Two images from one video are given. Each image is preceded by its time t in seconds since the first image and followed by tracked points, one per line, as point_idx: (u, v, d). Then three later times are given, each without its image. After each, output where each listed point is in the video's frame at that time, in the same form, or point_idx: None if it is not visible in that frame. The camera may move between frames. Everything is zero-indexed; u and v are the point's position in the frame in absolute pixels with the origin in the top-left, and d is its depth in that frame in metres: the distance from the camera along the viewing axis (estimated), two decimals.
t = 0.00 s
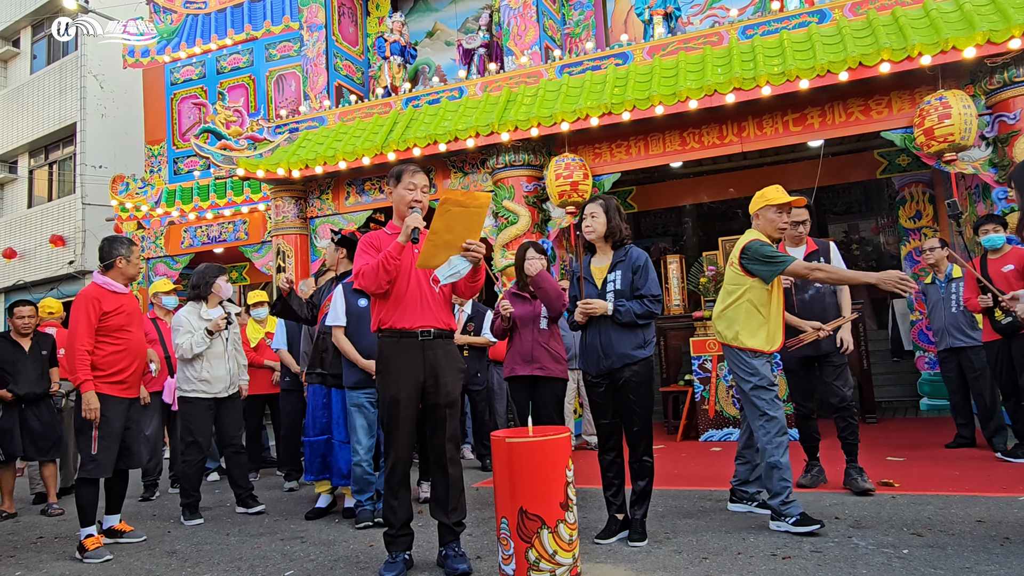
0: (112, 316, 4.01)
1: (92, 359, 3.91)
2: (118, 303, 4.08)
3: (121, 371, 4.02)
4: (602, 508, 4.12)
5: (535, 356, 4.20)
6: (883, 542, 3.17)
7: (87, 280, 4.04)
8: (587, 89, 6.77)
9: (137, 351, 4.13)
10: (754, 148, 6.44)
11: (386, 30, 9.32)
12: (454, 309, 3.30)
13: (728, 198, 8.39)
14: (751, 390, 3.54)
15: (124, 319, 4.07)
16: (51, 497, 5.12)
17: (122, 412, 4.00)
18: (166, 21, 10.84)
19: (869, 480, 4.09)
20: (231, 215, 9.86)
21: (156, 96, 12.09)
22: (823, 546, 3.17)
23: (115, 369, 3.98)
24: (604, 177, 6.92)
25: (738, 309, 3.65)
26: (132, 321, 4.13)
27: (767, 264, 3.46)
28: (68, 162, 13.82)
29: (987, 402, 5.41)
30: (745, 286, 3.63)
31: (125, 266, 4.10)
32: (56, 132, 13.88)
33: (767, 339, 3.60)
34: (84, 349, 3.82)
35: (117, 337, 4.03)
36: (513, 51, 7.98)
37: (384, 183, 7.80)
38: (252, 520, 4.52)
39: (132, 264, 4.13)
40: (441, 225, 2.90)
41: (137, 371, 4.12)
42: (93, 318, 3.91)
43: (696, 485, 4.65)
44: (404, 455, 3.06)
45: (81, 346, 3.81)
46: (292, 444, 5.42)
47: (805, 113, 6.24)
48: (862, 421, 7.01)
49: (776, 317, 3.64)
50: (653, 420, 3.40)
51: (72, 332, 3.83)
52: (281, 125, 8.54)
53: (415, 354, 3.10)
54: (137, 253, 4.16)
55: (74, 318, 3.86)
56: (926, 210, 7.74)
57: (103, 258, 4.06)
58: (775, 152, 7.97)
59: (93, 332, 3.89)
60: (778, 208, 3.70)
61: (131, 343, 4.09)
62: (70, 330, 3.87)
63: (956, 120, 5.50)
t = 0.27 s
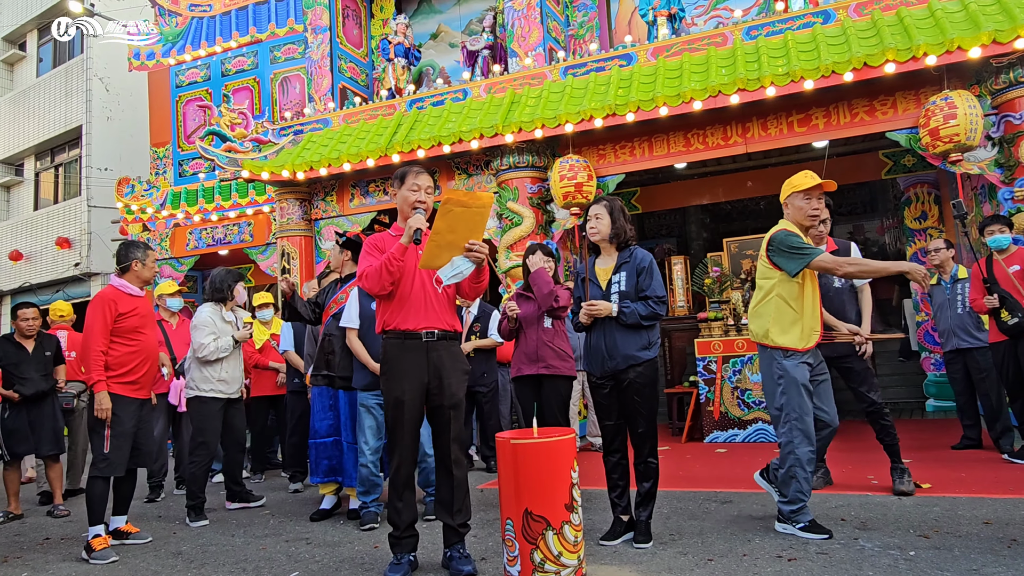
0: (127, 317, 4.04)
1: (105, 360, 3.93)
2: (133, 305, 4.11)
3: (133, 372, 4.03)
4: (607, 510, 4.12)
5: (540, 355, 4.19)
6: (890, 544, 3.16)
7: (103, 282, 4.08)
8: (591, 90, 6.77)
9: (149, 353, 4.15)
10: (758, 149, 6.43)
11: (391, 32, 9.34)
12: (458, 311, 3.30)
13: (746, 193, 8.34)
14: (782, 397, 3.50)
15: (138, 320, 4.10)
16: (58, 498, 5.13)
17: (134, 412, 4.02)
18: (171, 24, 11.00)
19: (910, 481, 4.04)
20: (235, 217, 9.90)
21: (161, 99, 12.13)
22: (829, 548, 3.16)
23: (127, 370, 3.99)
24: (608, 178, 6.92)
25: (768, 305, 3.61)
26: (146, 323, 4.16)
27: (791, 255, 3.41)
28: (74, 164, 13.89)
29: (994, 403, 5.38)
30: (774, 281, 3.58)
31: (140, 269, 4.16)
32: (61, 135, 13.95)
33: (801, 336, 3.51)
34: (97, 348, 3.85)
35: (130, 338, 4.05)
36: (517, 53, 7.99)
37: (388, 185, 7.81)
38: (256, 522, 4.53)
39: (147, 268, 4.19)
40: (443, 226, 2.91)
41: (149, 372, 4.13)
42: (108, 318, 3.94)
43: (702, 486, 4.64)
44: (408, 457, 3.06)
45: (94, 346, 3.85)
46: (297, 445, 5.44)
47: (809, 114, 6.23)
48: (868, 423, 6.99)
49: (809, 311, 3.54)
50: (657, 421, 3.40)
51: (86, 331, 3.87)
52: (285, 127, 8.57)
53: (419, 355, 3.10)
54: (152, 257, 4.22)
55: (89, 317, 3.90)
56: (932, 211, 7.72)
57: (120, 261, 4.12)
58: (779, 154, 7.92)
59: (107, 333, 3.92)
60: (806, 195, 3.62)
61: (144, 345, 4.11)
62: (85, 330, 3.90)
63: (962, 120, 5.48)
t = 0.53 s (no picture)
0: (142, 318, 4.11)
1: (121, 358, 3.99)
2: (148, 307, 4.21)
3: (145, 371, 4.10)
4: (609, 511, 4.13)
5: (544, 355, 4.20)
6: (891, 545, 3.16)
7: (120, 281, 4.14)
8: (594, 91, 6.78)
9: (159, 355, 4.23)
10: (761, 149, 6.43)
11: (394, 34, 9.37)
12: (460, 312, 3.31)
13: (764, 191, 8.27)
14: (802, 395, 3.48)
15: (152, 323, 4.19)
16: (65, 499, 5.16)
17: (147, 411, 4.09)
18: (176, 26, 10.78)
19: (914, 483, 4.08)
20: (241, 219, 9.95)
21: (166, 102, 12.19)
22: (831, 548, 3.17)
23: (139, 369, 4.05)
24: (611, 179, 6.93)
25: (799, 304, 3.59)
26: (158, 326, 4.26)
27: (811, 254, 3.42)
28: (80, 167, 13.97)
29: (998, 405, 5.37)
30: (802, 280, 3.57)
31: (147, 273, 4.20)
32: (68, 138, 14.03)
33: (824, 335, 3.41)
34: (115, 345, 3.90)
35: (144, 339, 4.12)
36: (520, 54, 8.01)
37: (392, 186, 7.84)
38: (261, 522, 4.56)
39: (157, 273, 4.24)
40: (443, 228, 2.92)
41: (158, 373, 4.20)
42: (126, 317, 4.01)
43: (704, 487, 4.65)
44: (411, 458, 3.08)
45: (113, 343, 3.92)
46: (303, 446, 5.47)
47: (812, 114, 6.23)
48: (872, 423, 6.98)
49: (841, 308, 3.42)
50: (659, 422, 3.40)
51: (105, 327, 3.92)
52: (290, 129, 8.61)
53: (421, 356, 3.12)
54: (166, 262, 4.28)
55: (109, 313, 3.95)
56: (936, 211, 7.70)
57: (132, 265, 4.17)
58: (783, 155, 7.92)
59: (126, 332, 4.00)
60: (839, 185, 3.52)
61: (157, 346, 4.20)
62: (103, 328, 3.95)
63: (965, 120, 5.47)
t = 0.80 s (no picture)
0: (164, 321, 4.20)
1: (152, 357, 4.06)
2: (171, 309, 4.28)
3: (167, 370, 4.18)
4: (610, 511, 4.16)
5: (546, 355, 4.23)
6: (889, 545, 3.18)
7: (145, 282, 4.18)
8: (596, 93, 6.81)
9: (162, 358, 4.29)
10: (763, 150, 6.45)
11: (398, 36, 9.42)
12: (461, 314, 3.34)
13: (780, 192, 8.22)
14: (881, 393, 3.20)
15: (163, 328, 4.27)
16: (71, 499, 5.22)
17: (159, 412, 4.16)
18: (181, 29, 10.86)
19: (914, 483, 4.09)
20: (245, 220, 10.01)
21: (172, 104, 12.27)
22: (829, 549, 3.19)
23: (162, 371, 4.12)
24: (613, 180, 6.95)
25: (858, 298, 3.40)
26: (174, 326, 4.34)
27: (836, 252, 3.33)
28: (86, 168, 14.06)
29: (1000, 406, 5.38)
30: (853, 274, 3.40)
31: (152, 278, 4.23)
32: (74, 140, 14.13)
33: (879, 329, 3.18)
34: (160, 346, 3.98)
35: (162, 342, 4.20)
36: (523, 56, 8.03)
37: (396, 188, 7.88)
38: (265, 522, 4.60)
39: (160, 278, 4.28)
40: (441, 231, 2.93)
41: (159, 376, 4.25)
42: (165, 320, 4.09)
43: (705, 487, 4.68)
44: (412, 459, 3.12)
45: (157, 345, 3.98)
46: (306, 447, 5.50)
47: (814, 115, 6.24)
48: (875, 424, 6.97)
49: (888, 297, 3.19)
50: (658, 423, 3.43)
51: (151, 327, 3.97)
52: (294, 131, 8.66)
53: (422, 359, 3.15)
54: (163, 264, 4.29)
55: (153, 314, 4.01)
56: (939, 211, 7.70)
57: (145, 272, 4.23)
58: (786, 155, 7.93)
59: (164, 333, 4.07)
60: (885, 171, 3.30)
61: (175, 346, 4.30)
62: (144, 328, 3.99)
63: (967, 121, 5.47)
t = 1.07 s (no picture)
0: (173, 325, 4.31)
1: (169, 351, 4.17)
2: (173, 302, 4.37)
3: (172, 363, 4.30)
4: (612, 509, 4.17)
5: (548, 354, 4.25)
6: (890, 543, 3.19)
7: (153, 283, 4.25)
8: (599, 91, 6.81)
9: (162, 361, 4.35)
10: (766, 149, 6.44)
11: (401, 36, 9.43)
12: (463, 313, 3.38)
13: (798, 187, 8.14)
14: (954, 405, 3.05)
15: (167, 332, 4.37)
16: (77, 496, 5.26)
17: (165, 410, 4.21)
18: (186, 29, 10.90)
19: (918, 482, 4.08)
20: (250, 219, 10.05)
21: (177, 103, 12.32)
22: (830, 547, 3.20)
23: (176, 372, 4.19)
24: (616, 179, 6.96)
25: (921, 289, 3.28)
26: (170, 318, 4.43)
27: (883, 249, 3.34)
28: (92, 168, 14.12)
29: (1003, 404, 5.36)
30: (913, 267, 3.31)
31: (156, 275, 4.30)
32: (80, 139, 14.19)
33: (921, 330, 3.14)
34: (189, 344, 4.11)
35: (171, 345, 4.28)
36: (526, 55, 8.04)
37: (400, 187, 7.91)
38: (269, 519, 4.63)
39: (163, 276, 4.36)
40: (437, 231, 2.93)
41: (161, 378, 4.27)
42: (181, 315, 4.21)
43: (707, 485, 4.69)
44: (414, 457, 3.14)
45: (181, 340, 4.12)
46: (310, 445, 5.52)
47: (817, 113, 6.24)
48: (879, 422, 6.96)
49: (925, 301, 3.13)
50: (659, 421, 3.45)
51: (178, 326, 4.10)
52: (298, 131, 8.70)
53: (422, 358, 3.17)
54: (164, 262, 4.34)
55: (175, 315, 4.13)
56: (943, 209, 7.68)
57: (149, 270, 4.30)
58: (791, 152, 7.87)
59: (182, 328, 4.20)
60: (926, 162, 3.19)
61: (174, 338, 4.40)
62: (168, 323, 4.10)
63: (970, 119, 5.46)
